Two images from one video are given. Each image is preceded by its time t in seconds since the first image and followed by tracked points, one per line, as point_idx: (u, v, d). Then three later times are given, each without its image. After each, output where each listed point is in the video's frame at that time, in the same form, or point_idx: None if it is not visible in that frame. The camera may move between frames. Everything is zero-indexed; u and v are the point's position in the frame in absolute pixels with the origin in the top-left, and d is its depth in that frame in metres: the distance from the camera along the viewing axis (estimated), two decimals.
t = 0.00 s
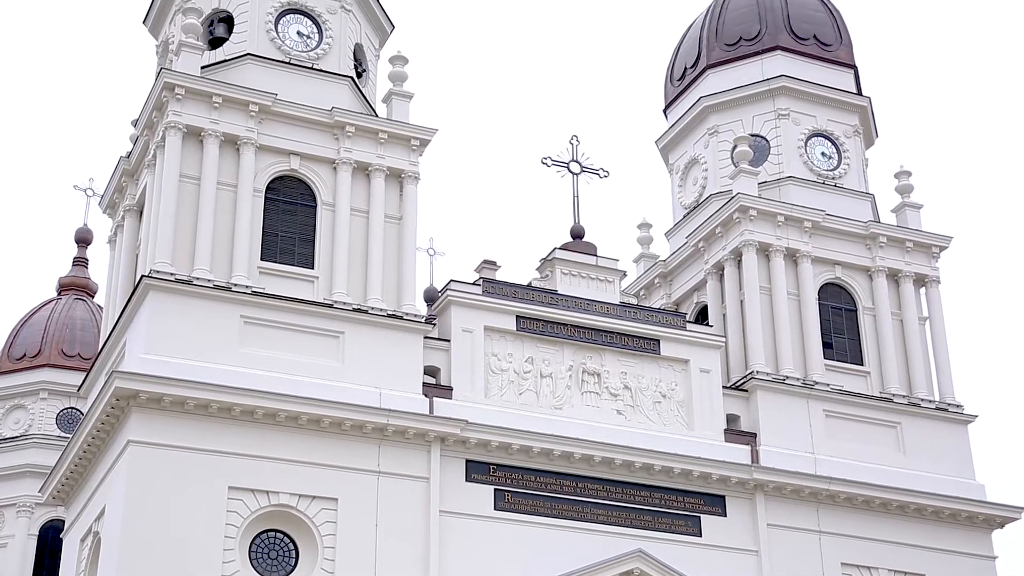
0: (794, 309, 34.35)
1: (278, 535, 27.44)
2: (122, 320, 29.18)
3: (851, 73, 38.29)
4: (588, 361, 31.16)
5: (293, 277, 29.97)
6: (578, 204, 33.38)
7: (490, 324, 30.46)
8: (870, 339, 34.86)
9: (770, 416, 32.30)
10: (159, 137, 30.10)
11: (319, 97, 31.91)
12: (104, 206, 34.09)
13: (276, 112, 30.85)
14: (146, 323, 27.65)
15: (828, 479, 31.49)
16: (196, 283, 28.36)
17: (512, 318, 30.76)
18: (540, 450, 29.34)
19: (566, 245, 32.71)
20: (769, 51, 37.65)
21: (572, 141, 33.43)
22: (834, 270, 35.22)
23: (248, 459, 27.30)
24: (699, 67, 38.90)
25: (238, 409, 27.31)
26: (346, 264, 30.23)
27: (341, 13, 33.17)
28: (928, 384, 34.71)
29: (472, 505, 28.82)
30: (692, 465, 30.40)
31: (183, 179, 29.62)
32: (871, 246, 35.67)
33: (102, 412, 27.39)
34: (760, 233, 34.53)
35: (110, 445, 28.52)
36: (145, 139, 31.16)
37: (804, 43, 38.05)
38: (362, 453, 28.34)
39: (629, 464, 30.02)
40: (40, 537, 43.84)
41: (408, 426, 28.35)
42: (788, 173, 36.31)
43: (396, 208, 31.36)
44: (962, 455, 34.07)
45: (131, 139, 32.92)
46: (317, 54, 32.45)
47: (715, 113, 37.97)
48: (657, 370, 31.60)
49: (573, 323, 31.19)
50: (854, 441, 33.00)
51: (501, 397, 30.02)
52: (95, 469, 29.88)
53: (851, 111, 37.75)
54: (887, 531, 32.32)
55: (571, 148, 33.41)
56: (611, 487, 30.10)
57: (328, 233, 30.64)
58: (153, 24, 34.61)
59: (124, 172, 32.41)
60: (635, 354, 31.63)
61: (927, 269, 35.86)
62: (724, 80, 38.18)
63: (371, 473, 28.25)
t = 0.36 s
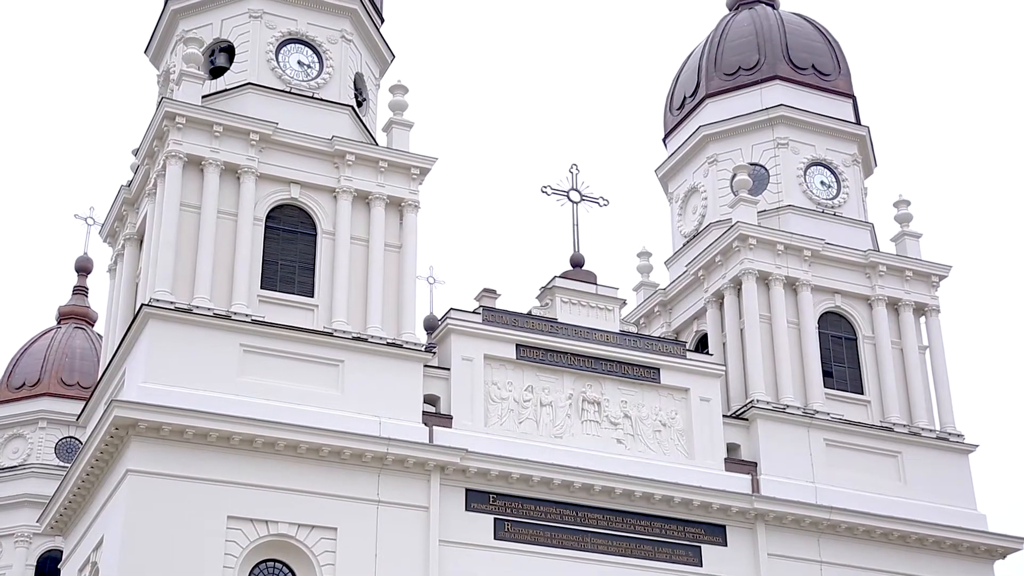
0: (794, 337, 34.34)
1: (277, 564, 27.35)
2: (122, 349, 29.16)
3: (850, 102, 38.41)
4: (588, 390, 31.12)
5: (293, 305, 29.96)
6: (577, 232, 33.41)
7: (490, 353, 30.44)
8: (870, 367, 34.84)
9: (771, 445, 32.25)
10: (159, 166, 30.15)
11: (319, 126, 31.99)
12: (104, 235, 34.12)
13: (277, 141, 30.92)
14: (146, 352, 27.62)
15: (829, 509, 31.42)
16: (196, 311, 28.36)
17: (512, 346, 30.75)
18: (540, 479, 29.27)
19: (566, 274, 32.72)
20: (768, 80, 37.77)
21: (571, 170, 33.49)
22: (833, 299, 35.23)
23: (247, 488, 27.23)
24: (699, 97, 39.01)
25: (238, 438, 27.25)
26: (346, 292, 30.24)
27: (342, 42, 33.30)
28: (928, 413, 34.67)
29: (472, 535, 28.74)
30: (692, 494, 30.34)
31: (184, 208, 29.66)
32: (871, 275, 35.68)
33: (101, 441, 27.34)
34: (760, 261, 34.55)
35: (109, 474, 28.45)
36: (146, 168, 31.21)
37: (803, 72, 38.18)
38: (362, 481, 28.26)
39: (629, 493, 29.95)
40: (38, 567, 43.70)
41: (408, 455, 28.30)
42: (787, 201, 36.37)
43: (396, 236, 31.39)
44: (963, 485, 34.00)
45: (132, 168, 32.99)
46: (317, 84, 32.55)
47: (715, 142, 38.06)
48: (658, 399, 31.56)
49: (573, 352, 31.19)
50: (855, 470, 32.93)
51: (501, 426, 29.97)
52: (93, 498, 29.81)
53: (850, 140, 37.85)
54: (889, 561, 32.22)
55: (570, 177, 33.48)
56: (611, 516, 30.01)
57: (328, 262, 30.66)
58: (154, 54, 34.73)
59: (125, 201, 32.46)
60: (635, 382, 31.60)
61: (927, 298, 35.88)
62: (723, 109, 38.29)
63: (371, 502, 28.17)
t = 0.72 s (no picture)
0: (794, 369, 34.33)
1: None
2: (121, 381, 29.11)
3: (849, 134, 38.52)
4: (588, 422, 31.08)
5: (293, 336, 29.95)
6: (577, 263, 33.45)
7: (490, 384, 30.42)
8: (871, 399, 34.80)
9: (772, 476, 32.18)
10: (160, 198, 30.20)
11: (320, 157, 32.07)
12: (104, 266, 34.14)
13: (277, 172, 30.99)
14: (146, 383, 27.58)
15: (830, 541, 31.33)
16: (196, 342, 28.35)
17: (512, 377, 30.73)
18: (540, 510, 29.20)
19: (566, 305, 32.73)
20: (767, 112, 37.89)
21: (571, 201, 33.51)
22: (833, 330, 35.23)
23: (246, 520, 27.14)
24: (698, 128, 39.13)
25: (237, 469, 27.19)
26: (346, 323, 30.24)
27: (343, 75, 33.42)
28: (929, 445, 34.60)
29: (472, 567, 28.62)
30: (692, 526, 30.25)
31: (184, 240, 29.71)
32: (871, 306, 35.69)
33: (100, 473, 27.27)
34: (760, 292, 34.56)
35: (108, 506, 28.36)
36: (146, 200, 31.27)
37: (802, 104, 38.31)
38: (361, 513, 28.17)
39: (630, 525, 29.86)
40: None
41: (407, 486, 28.23)
42: (787, 233, 36.42)
43: (397, 268, 31.41)
44: (965, 517, 33.89)
45: (133, 200, 33.06)
46: (318, 115, 32.64)
47: (714, 174, 38.15)
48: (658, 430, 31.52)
49: (573, 383, 31.17)
50: (856, 502, 32.84)
51: (501, 458, 29.91)
52: (91, 531, 29.70)
53: (849, 172, 37.95)
54: None
55: (570, 208, 33.50)
56: (612, 548, 29.89)
57: (328, 293, 30.66)
58: (155, 86, 34.85)
59: (125, 233, 32.50)
60: (635, 413, 31.56)
61: (927, 329, 35.88)
62: (722, 140, 38.39)
63: (370, 534, 28.07)
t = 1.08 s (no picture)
0: (793, 399, 34.30)
1: None
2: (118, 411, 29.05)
3: (847, 164, 38.62)
4: (587, 451, 31.03)
5: (291, 366, 29.92)
6: (576, 293, 33.47)
7: (488, 414, 30.38)
8: (870, 429, 34.77)
9: (771, 507, 32.12)
10: (159, 228, 30.23)
11: (319, 187, 32.13)
12: (103, 297, 34.13)
13: (276, 203, 31.05)
14: (144, 414, 27.52)
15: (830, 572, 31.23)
16: (194, 372, 28.33)
17: (510, 407, 30.70)
18: (538, 540, 29.11)
19: (565, 335, 32.73)
20: (765, 142, 38.00)
21: (570, 231, 33.58)
22: (832, 360, 35.23)
23: (244, 550, 27.03)
24: (696, 158, 39.22)
25: (234, 500, 27.11)
26: (345, 353, 30.22)
27: (342, 105, 33.53)
28: (929, 475, 34.54)
29: None
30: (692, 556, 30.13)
31: (183, 270, 29.73)
32: (869, 336, 35.69)
33: (97, 504, 27.20)
34: (759, 322, 34.57)
35: (104, 538, 28.25)
36: (145, 230, 31.30)
37: (800, 135, 38.42)
38: (359, 544, 28.03)
39: (629, 555, 29.75)
40: None
41: (405, 516, 28.14)
42: (785, 263, 36.47)
43: (395, 298, 31.43)
44: (965, 547, 33.78)
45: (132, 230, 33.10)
46: (317, 145, 32.72)
47: (712, 204, 38.24)
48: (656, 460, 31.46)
49: (571, 412, 31.13)
50: (855, 533, 32.76)
51: (500, 488, 29.84)
52: (88, 562, 29.57)
53: (847, 202, 38.02)
54: None
55: (569, 238, 33.55)
56: None
57: (326, 323, 30.66)
58: (155, 117, 34.95)
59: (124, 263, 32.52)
60: (633, 443, 31.51)
61: (926, 359, 35.87)
62: (720, 170, 38.48)
63: (368, 564, 27.91)
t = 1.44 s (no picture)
0: (794, 430, 34.25)
1: None
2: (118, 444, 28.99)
3: (846, 196, 38.69)
4: (588, 483, 30.95)
5: (292, 398, 29.87)
6: (576, 324, 33.48)
7: (489, 445, 30.33)
8: (871, 460, 34.70)
9: (772, 538, 32.02)
10: (159, 260, 30.26)
11: (319, 219, 32.18)
12: (103, 328, 34.13)
13: (277, 234, 31.10)
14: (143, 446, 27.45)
15: None
16: (194, 404, 28.28)
17: (511, 438, 30.64)
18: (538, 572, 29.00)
19: (565, 366, 32.71)
20: (764, 174, 38.08)
21: (570, 262, 33.60)
22: (833, 391, 35.19)
23: None
24: (696, 190, 39.29)
25: (234, 532, 27.00)
26: (345, 384, 30.19)
27: (342, 137, 33.62)
28: (930, 508, 34.43)
29: None
30: None
31: (183, 301, 29.74)
32: (870, 367, 35.65)
33: (96, 537, 27.10)
34: (759, 353, 34.55)
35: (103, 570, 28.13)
36: (146, 261, 31.32)
37: (799, 166, 38.51)
38: None
39: None
40: None
41: (405, 548, 28.02)
42: (785, 294, 36.47)
43: (395, 329, 31.43)
44: None
45: (132, 262, 33.13)
46: (318, 177, 32.78)
47: (712, 235, 38.28)
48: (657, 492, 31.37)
49: (572, 444, 31.07)
50: (857, 565, 32.63)
51: (500, 520, 29.75)
52: None
53: (847, 234, 38.06)
54: None
55: (569, 268, 33.58)
56: None
57: (327, 354, 30.64)
58: (156, 149, 35.05)
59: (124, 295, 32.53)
60: (634, 475, 31.42)
61: (927, 391, 35.84)
62: (720, 201, 38.54)
63: None
